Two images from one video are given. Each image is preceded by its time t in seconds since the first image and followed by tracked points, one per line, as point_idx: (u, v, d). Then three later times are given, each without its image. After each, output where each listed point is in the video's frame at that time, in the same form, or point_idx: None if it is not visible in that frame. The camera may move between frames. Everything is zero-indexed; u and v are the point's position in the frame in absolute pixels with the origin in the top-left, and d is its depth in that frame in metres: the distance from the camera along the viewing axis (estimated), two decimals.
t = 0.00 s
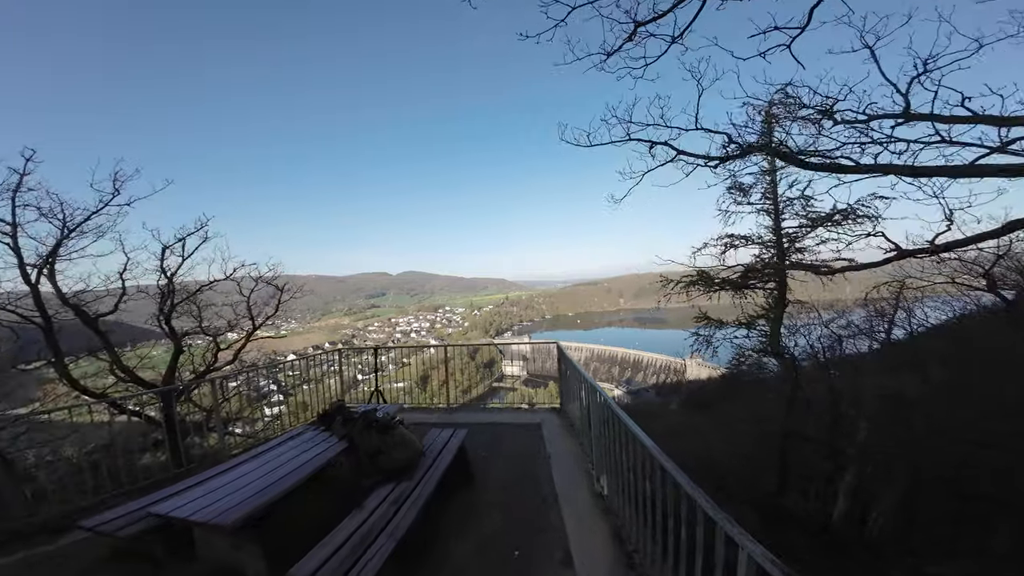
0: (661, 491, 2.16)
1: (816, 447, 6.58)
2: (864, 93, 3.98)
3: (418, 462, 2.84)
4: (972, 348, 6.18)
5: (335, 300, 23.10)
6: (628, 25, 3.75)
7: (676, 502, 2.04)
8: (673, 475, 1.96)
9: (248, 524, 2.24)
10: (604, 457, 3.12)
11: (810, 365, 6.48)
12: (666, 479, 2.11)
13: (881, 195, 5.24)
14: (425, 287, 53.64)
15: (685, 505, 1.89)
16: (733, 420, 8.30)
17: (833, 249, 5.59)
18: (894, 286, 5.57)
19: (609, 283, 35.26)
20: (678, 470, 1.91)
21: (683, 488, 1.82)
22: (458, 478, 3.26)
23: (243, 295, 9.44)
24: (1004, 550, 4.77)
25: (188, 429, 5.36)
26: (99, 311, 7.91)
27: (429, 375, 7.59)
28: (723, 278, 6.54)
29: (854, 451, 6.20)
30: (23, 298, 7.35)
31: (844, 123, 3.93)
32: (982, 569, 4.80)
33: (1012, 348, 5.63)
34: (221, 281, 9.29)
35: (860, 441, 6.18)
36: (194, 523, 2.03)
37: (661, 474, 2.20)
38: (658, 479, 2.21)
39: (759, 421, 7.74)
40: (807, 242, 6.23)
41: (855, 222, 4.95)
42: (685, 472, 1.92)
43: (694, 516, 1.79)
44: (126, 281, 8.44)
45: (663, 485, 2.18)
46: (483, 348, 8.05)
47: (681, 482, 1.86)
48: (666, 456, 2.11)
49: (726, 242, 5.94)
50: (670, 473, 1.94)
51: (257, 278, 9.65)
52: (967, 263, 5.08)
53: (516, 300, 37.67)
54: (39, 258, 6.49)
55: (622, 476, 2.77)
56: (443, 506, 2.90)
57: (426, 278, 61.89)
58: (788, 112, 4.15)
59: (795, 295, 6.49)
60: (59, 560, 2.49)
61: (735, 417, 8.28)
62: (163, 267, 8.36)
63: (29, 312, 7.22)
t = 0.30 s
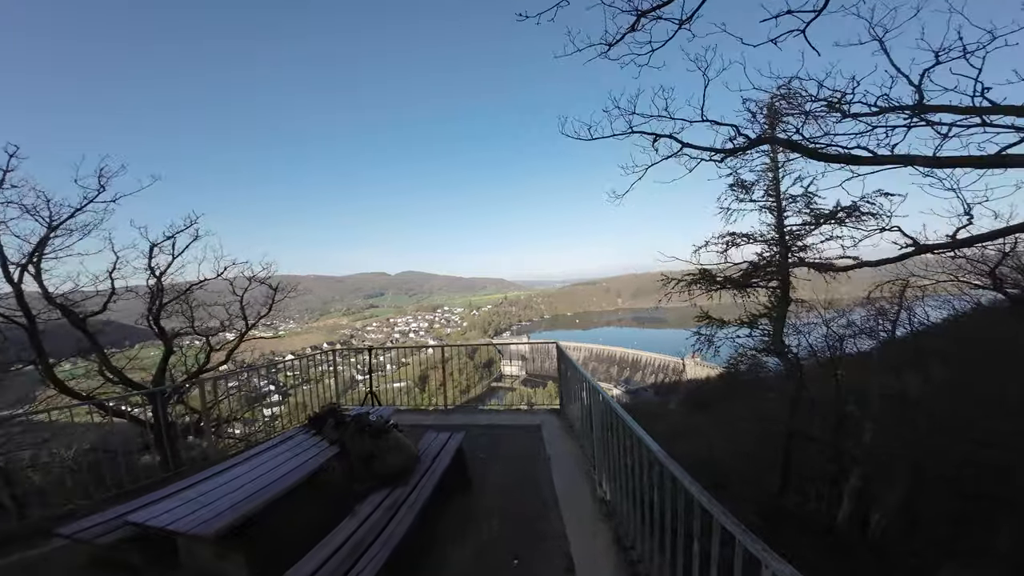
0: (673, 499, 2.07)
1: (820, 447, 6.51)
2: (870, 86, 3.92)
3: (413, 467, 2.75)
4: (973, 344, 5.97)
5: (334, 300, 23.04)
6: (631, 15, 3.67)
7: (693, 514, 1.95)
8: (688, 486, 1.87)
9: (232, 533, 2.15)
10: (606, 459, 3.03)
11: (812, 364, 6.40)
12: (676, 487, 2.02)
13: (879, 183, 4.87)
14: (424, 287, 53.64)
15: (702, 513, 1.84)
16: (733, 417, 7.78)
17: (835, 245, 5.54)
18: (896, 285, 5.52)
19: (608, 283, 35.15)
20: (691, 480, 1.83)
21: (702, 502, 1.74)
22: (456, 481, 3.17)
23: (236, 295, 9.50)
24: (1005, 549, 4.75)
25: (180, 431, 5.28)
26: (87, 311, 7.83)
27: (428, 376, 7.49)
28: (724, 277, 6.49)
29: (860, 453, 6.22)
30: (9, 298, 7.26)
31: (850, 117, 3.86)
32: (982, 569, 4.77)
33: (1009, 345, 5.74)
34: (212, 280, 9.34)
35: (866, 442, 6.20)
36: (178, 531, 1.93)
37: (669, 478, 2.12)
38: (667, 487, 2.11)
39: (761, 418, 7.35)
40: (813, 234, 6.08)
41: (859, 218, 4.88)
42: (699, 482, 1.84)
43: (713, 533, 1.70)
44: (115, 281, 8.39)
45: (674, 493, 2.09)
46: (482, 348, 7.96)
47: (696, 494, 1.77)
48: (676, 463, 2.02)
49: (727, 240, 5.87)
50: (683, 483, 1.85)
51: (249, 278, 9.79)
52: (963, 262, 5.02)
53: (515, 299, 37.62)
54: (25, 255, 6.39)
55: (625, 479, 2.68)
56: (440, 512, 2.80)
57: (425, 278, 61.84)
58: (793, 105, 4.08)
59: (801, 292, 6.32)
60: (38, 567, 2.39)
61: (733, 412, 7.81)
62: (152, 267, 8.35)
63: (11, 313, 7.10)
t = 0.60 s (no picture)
0: (680, 504, 1.98)
1: (824, 447, 5.97)
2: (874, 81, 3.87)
3: (407, 473, 2.66)
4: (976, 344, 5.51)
5: (331, 300, 22.90)
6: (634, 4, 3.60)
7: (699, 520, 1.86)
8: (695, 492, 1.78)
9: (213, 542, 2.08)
10: (606, 462, 2.95)
11: (813, 363, 6.39)
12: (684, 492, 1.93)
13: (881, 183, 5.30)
14: (421, 287, 53.44)
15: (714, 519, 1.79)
16: (733, 418, 7.38)
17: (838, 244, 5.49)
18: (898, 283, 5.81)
19: (606, 283, 35.08)
20: (700, 487, 1.73)
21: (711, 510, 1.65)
22: (451, 487, 3.08)
23: (227, 296, 9.37)
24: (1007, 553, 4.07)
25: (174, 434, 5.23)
26: (71, 312, 7.81)
27: (426, 375, 7.41)
28: (725, 277, 7.11)
29: (864, 452, 5.58)
30: None
31: (853, 112, 3.81)
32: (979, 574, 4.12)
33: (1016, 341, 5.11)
34: (203, 280, 9.26)
35: (871, 441, 5.55)
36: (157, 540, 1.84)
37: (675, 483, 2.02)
38: (673, 493, 2.02)
39: (762, 418, 6.95)
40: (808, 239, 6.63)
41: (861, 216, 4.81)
42: (707, 488, 1.74)
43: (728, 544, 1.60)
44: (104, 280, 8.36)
45: (681, 500, 2.00)
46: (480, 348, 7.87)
47: (707, 503, 1.68)
48: (682, 468, 1.93)
49: (727, 238, 5.80)
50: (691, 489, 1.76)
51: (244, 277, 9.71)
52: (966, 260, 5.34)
53: (514, 299, 37.52)
54: (11, 254, 6.29)
55: (626, 484, 2.59)
56: (434, 519, 2.71)
57: (423, 278, 61.64)
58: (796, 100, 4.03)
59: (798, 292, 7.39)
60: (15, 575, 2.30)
61: (733, 412, 7.48)
62: (139, 267, 8.34)
63: None
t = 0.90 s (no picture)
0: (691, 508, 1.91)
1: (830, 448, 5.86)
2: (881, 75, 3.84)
3: (401, 476, 2.57)
4: (974, 341, 5.36)
5: (328, 300, 22.78)
6: None
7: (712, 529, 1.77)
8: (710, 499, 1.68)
9: (196, 548, 1.99)
10: (608, 462, 2.88)
11: (813, 361, 6.33)
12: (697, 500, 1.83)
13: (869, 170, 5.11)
14: (418, 287, 53.25)
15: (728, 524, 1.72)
16: (732, 417, 7.59)
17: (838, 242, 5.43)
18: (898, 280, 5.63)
19: (604, 283, 35.04)
20: (714, 492, 1.65)
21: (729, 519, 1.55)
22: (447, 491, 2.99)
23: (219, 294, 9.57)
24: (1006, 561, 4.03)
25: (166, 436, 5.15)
26: (59, 311, 7.76)
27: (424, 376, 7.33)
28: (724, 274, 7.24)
29: (867, 451, 5.44)
30: None
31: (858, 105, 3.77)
32: None
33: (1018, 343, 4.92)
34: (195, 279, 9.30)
35: (873, 440, 5.39)
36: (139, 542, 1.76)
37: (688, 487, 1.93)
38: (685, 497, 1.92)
39: (762, 418, 6.99)
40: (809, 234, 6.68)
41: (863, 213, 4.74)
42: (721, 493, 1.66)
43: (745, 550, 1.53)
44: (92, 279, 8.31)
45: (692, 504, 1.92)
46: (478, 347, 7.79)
47: (721, 508, 1.60)
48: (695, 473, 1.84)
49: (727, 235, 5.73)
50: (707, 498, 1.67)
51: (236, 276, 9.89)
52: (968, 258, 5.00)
53: (511, 299, 37.46)
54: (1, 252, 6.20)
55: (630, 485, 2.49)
56: (431, 524, 2.63)
57: (420, 278, 61.47)
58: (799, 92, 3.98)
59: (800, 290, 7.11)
60: None
61: (732, 412, 7.64)
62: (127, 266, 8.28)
63: None
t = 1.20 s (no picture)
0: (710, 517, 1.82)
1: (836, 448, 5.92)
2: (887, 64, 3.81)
3: (396, 477, 2.49)
4: (971, 342, 5.45)
5: (325, 300, 22.64)
6: None
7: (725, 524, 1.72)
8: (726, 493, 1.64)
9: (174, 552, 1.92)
10: (610, 462, 2.79)
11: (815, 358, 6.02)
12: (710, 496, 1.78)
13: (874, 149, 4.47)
14: (416, 287, 53.10)
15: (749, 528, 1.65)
16: (732, 413, 7.82)
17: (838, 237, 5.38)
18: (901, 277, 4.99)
19: (602, 283, 34.95)
20: (733, 492, 1.59)
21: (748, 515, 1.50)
22: (444, 492, 2.91)
23: (210, 292, 9.67)
24: None
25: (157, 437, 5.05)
26: (44, 309, 7.63)
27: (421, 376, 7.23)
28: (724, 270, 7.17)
29: (871, 449, 5.45)
30: None
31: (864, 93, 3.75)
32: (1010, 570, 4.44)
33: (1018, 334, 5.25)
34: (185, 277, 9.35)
35: (879, 437, 5.37)
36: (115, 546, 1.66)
37: (700, 485, 1.87)
38: (698, 495, 1.86)
39: (764, 415, 7.16)
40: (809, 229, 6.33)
41: (865, 208, 4.67)
42: (741, 493, 1.60)
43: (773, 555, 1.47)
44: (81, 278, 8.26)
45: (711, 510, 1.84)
46: (475, 346, 7.69)
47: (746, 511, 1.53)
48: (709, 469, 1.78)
49: (727, 230, 5.66)
50: (728, 497, 1.61)
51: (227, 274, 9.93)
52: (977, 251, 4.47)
53: (509, 299, 37.36)
54: None
55: (636, 484, 2.42)
56: (427, 526, 2.54)
57: (417, 278, 61.15)
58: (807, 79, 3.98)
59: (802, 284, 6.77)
60: None
61: (733, 410, 7.84)
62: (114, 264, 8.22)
63: None
